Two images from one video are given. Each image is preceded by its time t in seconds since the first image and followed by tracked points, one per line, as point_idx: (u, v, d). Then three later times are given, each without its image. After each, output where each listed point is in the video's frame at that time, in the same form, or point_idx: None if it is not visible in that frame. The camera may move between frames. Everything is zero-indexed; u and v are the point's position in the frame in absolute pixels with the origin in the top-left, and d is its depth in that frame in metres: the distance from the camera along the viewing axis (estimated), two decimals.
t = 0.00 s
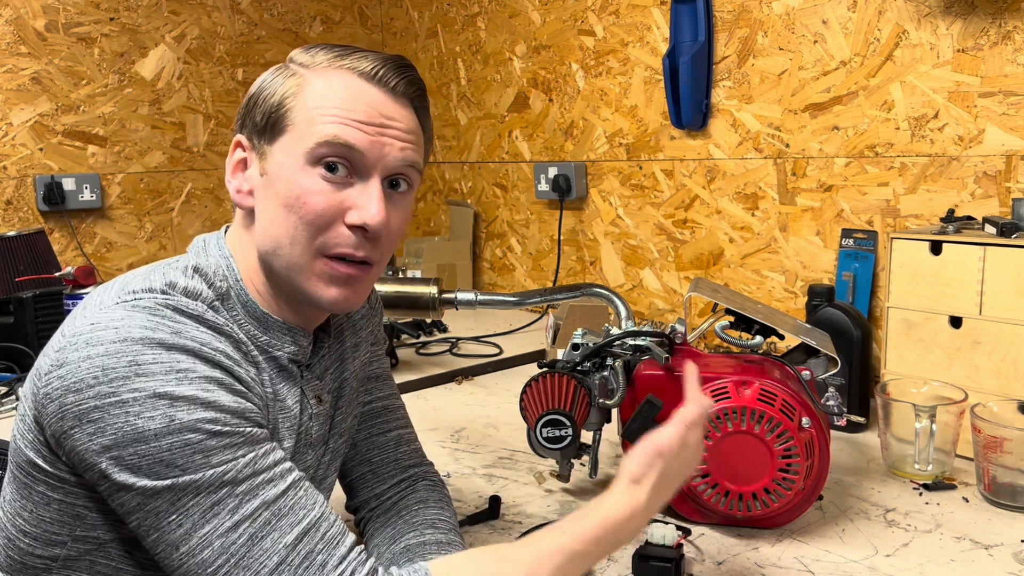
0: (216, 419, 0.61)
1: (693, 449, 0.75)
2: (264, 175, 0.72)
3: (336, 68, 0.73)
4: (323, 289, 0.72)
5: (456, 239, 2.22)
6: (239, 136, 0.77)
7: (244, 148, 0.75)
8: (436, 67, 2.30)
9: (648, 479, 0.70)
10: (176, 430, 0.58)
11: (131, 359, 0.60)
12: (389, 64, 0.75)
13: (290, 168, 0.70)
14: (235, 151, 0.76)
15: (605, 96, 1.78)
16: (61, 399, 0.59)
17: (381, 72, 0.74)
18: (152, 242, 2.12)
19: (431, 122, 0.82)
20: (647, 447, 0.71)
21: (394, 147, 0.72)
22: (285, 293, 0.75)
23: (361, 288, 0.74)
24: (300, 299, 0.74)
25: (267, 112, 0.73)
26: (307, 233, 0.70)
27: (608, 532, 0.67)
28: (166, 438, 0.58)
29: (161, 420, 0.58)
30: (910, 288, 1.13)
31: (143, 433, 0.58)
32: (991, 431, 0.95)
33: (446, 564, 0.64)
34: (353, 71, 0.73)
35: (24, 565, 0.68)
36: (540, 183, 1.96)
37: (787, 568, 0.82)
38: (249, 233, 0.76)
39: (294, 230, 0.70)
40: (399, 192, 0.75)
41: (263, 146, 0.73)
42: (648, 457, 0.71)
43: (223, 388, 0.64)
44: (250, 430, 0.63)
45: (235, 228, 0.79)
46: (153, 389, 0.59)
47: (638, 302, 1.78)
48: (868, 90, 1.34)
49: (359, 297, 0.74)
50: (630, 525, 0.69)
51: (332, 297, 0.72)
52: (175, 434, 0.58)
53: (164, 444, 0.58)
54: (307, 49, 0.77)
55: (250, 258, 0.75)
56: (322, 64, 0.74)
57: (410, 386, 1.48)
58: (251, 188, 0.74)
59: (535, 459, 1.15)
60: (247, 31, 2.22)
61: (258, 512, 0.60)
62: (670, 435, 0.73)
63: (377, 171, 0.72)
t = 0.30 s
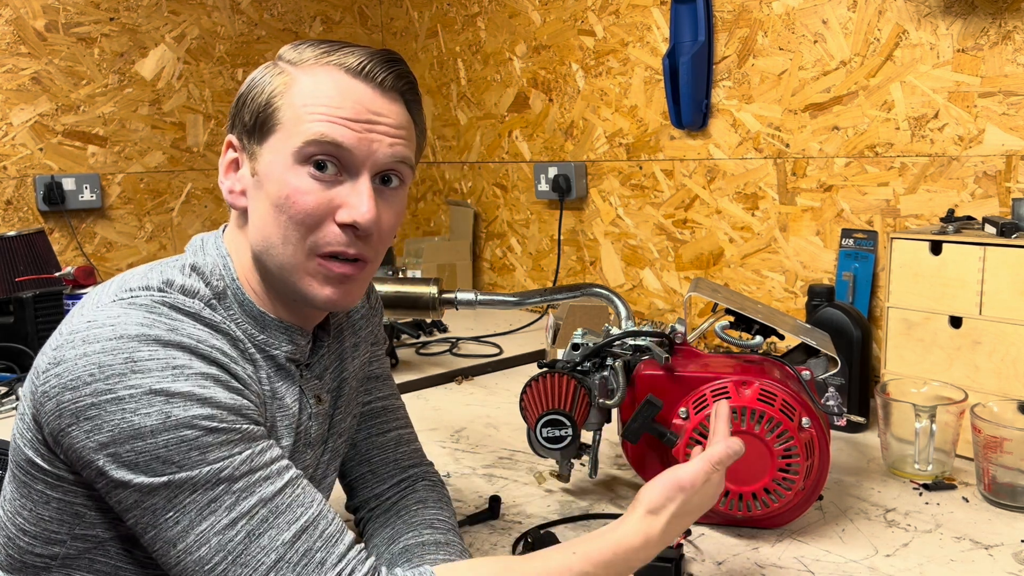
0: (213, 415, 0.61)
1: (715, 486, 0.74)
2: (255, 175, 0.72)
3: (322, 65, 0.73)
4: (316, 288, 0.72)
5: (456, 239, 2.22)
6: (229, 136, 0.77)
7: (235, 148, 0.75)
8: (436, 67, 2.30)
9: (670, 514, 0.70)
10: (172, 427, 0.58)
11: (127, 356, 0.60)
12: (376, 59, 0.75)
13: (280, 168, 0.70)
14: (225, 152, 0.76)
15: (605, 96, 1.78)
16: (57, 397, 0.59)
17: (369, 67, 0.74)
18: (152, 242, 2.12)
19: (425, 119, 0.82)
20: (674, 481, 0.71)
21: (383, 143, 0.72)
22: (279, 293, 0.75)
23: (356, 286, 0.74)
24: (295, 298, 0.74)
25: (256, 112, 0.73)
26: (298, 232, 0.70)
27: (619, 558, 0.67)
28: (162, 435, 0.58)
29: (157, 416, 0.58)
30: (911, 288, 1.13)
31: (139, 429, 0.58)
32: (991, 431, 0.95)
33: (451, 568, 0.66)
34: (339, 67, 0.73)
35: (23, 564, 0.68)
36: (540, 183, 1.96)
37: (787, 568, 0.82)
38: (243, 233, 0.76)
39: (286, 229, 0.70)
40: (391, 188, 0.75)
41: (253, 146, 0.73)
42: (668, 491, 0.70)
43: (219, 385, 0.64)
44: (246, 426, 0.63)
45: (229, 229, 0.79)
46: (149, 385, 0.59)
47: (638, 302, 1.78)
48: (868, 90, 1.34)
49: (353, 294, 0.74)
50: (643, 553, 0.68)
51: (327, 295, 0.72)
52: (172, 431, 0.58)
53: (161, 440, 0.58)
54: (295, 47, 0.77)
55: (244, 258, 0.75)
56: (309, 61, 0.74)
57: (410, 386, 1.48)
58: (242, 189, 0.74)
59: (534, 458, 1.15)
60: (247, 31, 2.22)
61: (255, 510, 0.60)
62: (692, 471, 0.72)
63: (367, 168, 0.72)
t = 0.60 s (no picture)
0: (215, 418, 0.60)
1: (723, 479, 0.72)
2: (261, 171, 0.72)
3: (331, 63, 0.73)
4: (322, 284, 0.72)
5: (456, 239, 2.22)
6: (234, 133, 0.76)
7: (240, 145, 0.75)
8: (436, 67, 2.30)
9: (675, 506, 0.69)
10: (174, 430, 0.58)
11: (127, 359, 0.60)
12: (384, 58, 0.75)
13: (288, 163, 0.70)
14: (229, 148, 0.76)
15: (605, 96, 1.78)
16: (58, 401, 0.59)
17: (377, 66, 0.74)
18: (152, 242, 2.12)
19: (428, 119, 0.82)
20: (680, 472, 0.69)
21: (391, 140, 0.72)
22: (284, 289, 0.75)
23: (361, 282, 0.74)
24: (300, 294, 0.74)
25: (263, 108, 0.73)
26: (306, 228, 0.70)
27: (624, 551, 0.67)
28: (165, 438, 0.58)
29: (160, 419, 0.58)
30: (910, 288, 1.13)
31: (141, 433, 0.58)
32: (991, 431, 0.95)
33: (457, 565, 0.65)
34: (348, 66, 0.73)
35: (23, 565, 0.68)
36: (540, 183, 1.96)
37: (787, 568, 0.82)
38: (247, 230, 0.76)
39: (293, 225, 0.70)
40: (396, 186, 0.75)
41: (260, 142, 0.73)
42: (673, 483, 0.69)
43: (220, 387, 0.64)
44: (249, 428, 0.63)
45: (232, 227, 0.79)
46: (151, 389, 0.59)
47: (638, 302, 1.78)
48: (868, 90, 1.34)
49: (358, 291, 0.74)
50: (649, 545, 0.68)
51: (334, 290, 0.72)
52: (174, 434, 0.58)
53: (163, 444, 0.58)
54: (302, 44, 0.77)
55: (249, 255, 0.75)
56: (317, 59, 0.74)
57: (410, 386, 1.48)
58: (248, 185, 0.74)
59: (535, 458, 1.15)
60: (247, 31, 2.22)
61: (259, 510, 0.60)
62: (700, 464, 0.70)
63: (375, 165, 0.72)
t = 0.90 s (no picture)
0: (218, 417, 0.61)
1: (735, 499, 0.73)
2: (269, 174, 0.72)
3: (343, 69, 0.73)
4: (327, 288, 0.72)
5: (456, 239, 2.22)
6: (241, 134, 0.76)
7: (248, 147, 0.75)
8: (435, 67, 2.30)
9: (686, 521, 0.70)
10: (178, 429, 0.58)
11: (131, 359, 0.60)
12: (395, 66, 0.75)
13: (296, 168, 0.70)
14: (237, 149, 0.76)
15: (605, 96, 1.78)
16: (62, 400, 0.59)
17: (389, 74, 0.74)
18: (152, 241, 2.12)
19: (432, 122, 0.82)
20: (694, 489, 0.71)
21: (400, 148, 0.72)
22: (288, 292, 0.75)
23: (365, 288, 0.74)
24: (305, 297, 0.74)
25: (272, 111, 0.73)
26: (313, 232, 0.70)
27: (635, 563, 0.67)
28: (168, 437, 0.58)
29: (163, 418, 0.58)
30: (910, 288, 1.13)
31: (144, 431, 0.58)
32: (991, 431, 0.95)
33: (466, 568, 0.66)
34: (360, 73, 0.73)
35: (24, 565, 0.68)
36: (540, 183, 1.96)
37: (787, 568, 0.82)
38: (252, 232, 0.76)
39: (300, 229, 0.70)
40: (403, 193, 0.75)
41: (268, 145, 0.73)
42: (687, 500, 0.70)
43: (223, 386, 0.64)
44: (252, 427, 0.63)
45: (237, 228, 0.79)
46: (154, 388, 0.59)
47: (638, 302, 1.78)
48: (868, 90, 1.34)
49: (362, 296, 0.74)
50: (659, 560, 0.69)
51: (339, 295, 0.72)
52: (177, 433, 0.58)
53: (167, 442, 0.58)
54: (314, 49, 0.77)
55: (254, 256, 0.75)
56: (328, 65, 0.74)
57: (410, 386, 1.48)
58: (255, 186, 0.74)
59: (535, 458, 1.15)
60: (247, 31, 2.22)
61: (263, 509, 0.60)
62: (715, 482, 0.72)
63: (383, 172, 0.72)
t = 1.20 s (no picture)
0: (212, 417, 0.61)
1: (732, 501, 0.73)
2: (268, 174, 0.72)
3: (342, 71, 0.73)
4: (326, 288, 0.72)
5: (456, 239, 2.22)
6: (240, 135, 0.76)
7: (246, 147, 0.75)
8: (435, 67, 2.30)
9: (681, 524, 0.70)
10: (172, 429, 0.58)
11: (126, 359, 0.60)
12: (394, 68, 0.75)
13: (296, 168, 0.70)
14: (236, 149, 0.76)
15: (605, 96, 1.78)
16: (57, 400, 0.59)
17: (389, 76, 0.74)
18: (152, 241, 2.12)
19: (432, 123, 0.82)
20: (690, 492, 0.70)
21: (399, 149, 0.72)
22: (287, 292, 0.75)
23: (364, 287, 0.74)
24: (303, 298, 0.74)
25: (272, 112, 0.73)
26: (314, 232, 0.70)
27: (629, 566, 0.67)
28: (162, 437, 0.58)
29: (157, 418, 0.58)
30: (911, 288, 1.13)
31: (139, 431, 0.58)
32: (991, 431, 0.95)
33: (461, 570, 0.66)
34: (359, 75, 0.73)
35: (22, 565, 0.68)
36: (540, 183, 1.96)
37: (787, 568, 0.82)
38: (250, 232, 0.76)
39: (300, 229, 0.70)
40: (402, 193, 0.75)
41: (268, 146, 0.73)
42: (683, 502, 0.70)
43: (218, 386, 0.64)
44: (247, 427, 0.63)
45: (235, 228, 0.78)
46: (148, 387, 0.59)
47: (638, 302, 1.78)
48: (868, 90, 1.34)
49: (361, 296, 0.74)
50: (655, 562, 0.68)
51: (338, 294, 0.72)
52: (171, 433, 0.58)
53: (161, 442, 0.58)
54: (312, 50, 0.77)
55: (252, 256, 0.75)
56: (328, 66, 0.74)
57: (410, 386, 1.48)
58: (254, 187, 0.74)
59: (535, 458, 1.15)
60: (247, 31, 2.22)
61: (256, 509, 0.60)
62: (710, 485, 0.71)
63: (382, 173, 0.72)
